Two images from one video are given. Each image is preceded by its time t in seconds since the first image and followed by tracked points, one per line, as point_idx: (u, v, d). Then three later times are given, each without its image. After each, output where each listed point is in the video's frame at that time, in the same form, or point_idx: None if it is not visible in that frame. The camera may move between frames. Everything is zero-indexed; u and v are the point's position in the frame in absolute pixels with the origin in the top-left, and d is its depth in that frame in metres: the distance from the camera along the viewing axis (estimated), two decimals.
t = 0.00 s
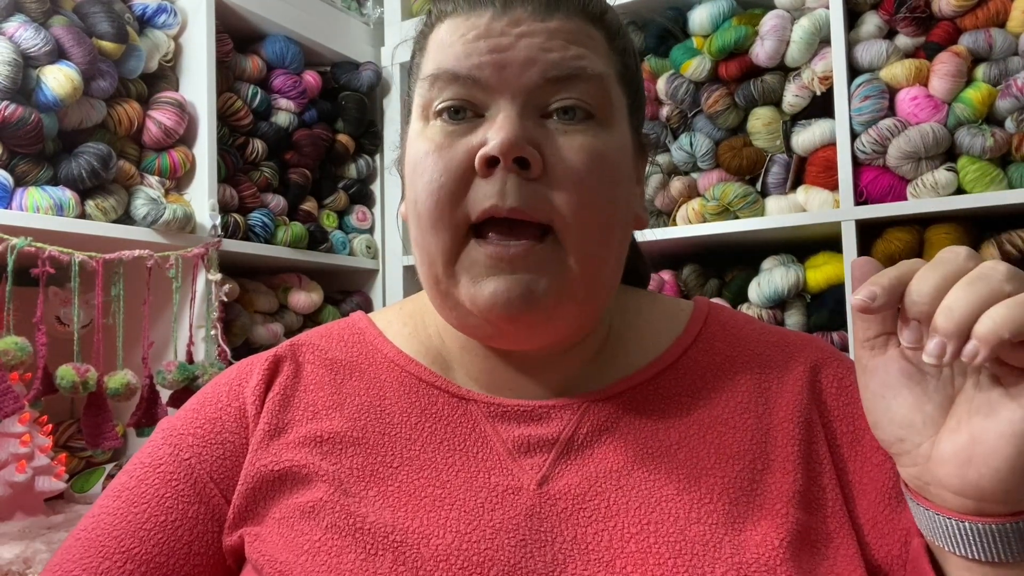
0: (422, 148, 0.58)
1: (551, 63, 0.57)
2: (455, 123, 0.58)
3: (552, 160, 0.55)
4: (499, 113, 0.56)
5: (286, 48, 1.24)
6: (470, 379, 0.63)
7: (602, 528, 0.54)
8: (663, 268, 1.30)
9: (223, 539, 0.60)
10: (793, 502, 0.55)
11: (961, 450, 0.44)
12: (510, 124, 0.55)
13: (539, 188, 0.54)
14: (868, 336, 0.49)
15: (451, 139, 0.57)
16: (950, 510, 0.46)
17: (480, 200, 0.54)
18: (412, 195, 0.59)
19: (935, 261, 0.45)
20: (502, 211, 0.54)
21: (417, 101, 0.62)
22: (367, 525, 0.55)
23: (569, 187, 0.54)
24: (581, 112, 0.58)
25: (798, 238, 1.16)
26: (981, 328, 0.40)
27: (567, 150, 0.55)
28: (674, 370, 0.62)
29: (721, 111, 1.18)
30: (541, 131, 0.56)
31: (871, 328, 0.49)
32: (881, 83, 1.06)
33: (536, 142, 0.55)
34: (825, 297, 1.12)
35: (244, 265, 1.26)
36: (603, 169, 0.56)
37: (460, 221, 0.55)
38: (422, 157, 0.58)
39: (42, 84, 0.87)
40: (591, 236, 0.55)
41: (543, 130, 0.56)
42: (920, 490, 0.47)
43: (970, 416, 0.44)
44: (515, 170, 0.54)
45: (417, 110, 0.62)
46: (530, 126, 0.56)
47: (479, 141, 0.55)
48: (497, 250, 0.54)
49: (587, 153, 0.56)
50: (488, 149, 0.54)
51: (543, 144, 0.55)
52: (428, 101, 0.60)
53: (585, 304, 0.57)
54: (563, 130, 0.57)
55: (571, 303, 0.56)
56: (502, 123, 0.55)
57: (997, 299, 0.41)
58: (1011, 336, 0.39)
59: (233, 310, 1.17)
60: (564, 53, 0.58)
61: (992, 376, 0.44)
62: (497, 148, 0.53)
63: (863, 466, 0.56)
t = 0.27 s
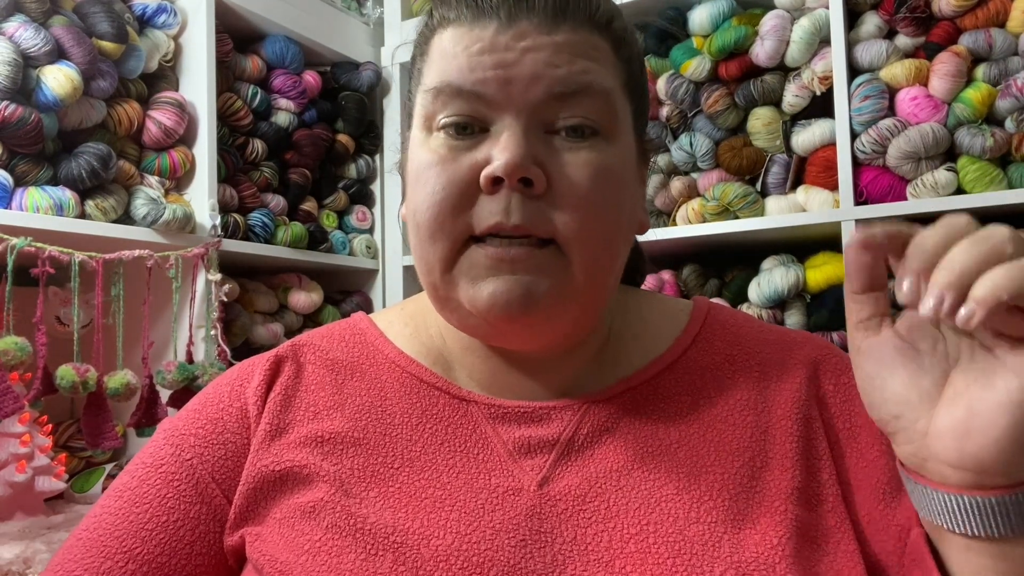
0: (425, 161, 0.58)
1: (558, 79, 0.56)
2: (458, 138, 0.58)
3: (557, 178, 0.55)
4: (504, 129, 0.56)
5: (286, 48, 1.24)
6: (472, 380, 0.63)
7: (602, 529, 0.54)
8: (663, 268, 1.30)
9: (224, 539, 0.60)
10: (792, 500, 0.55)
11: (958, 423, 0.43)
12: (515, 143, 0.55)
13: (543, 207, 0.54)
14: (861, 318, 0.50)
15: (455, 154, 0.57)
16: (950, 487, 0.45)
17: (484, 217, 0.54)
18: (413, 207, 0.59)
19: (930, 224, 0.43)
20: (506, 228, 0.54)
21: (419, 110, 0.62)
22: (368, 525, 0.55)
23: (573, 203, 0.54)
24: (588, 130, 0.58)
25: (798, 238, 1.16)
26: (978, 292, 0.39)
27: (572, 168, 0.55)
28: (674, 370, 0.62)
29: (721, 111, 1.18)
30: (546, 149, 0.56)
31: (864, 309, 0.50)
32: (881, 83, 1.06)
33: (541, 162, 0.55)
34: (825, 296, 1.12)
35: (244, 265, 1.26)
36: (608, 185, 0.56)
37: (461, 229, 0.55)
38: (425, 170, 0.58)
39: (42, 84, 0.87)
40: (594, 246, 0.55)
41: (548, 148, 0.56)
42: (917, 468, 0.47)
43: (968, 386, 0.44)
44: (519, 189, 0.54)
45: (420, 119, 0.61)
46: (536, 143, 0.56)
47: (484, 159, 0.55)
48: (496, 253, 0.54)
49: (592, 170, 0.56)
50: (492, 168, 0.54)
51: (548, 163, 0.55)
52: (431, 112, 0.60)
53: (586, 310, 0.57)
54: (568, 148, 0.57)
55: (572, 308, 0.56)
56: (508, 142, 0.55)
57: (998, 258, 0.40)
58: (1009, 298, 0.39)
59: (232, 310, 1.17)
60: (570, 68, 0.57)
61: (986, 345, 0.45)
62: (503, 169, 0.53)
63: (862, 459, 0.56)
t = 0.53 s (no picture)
0: (442, 174, 0.58)
1: (578, 98, 0.56)
2: (474, 152, 0.58)
3: (576, 198, 0.55)
4: (522, 147, 0.56)
5: (286, 48, 1.24)
6: (475, 381, 0.63)
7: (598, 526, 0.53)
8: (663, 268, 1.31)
9: (227, 538, 0.60)
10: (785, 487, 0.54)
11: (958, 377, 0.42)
12: (535, 163, 0.55)
13: (562, 230, 0.54)
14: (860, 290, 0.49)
15: (472, 170, 0.57)
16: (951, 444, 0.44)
17: (503, 238, 0.55)
18: (430, 219, 0.59)
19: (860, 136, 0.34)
20: (524, 249, 0.55)
21: (431, 120, 0.62)
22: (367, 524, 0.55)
23: (591, 223, 0.55)
24: (607, 144, 0.58)
25: (798, 238, 1.16)
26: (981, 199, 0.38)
27: (591, 186, 0.55)
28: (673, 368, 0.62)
29: (721, 111, 1.18)
30: (567, 167, 0.56)
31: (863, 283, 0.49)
32: (881, 83, 1.06)
33: (561, 182, 0.55)
34: (825, 296, 1.12)
35: (244, 265, 1.26)
36: (625, 204, 0.56)
37: (481, 253, 0.56)
38: (441, 184, 0.58)
39: (42, 84, 0.87)
40: (610, 269, 0.56)
41: (568, 166, 0.56)
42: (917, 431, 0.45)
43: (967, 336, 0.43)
44: (539, 212, 0.54)
45: (433, 129, 0.61)
46: (555, 162, 0.55)
47: (503, 177, 0.55)
48: (514, 280, 0.55)
49: (611, 188, 0.56)
50: (512, 191, 0.54)
51: (567, 181, 0.55)
52: (446, 123, 0.59)
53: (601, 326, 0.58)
54: (588, 165, 0.56)
55: (586, 327, 0.57)
56: (528, 162, 0.55)
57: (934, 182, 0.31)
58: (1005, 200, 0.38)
59: (232, 310, 1.17)
60: (591, 86, 0.56)
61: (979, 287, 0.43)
62: (523, 192, 0.53)
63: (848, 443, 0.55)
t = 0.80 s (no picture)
0: (424, 154, 0.58)
1: (555, 70, 0.57)
2: (455, 129, 0.58)
3: (556, 169, 0.55)
4: (502, 120, 0.56)
5: (286, 48, 1.24)
6: (467, 382, 0.63)
7: (595, 533, 0.54)
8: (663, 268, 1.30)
9: (216, 542, 0.60)
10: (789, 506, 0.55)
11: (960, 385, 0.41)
12: (513, 134, 0.55)
13: (541, 199, 0.54)
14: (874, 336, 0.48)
15: (454, 145, 0.57)
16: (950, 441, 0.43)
17: (483, 209, 0.54)
18: (412, 202, 0.59)
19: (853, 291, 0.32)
20: (504, 218, 0.54)
21: (416, 105, 0.62)
22: (359, 528, 0.55)
23: (570, 195, 0.54)
24: (585, 118, 0.58)
25: (798, 238, 1.16)
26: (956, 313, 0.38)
27: (571, 159, 0.56)
28: (671, 375, 0.62)
29: (721, 111, 1.18)
30: (545, 140, 0.56)
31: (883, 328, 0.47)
32: (881, 83, 1.06)
33: (540, 153, 0.55)
34: (825, 296, 1.12)
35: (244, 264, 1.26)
36: (606, 179, 0.57)
37: (462, 226, 0.55)
38: (424, 164, 0.58)
39: (42, 84, 0.87)
40: (591, 241, 0.55)
41: (546, 140, 0.56)
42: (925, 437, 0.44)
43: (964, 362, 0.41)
44: (518, 181, 0.54)
45: (417, 114, 0.62)
46: (533, 135, 0.56)
47: (482, 149, 0.55)
48: (496, 249, 0.54)
49: (591, 162, 0.56)
50: (490, 160, 0.54)
51: (546, 153, 0.55)
52: (428, 106, 0.60)
53: (584, 306, 0.57)
54: (567, 139, 0.57)
55: (567, 309, 0.56)
56: (507, 132, 0.55)
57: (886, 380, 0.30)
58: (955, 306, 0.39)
59: (232, 310, 1.17)
60: (568, 61, 0.57)
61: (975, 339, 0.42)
62: (502, 160, 0.53)
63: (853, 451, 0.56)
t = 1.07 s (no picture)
0: (427, 136, 0.58)
1: (555, 51, 0.58)
2: (458, 111, 0.58)
3: (556, 143, 0.55)
4: (504, 99, 0.57)
5: (286, 48, 1.24)
6: (472, 381, 0.63)
7: (601, 536, 0.53)
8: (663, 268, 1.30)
9: (222, 544, 0.60)
10: (794, 507, 0.55)
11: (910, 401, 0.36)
12: (514, 110, 0.55)
13: (543, 171, 0.54)
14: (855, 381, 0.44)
15: (456, 125, 0.57)
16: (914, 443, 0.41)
17: (484, 182, 0.54)
18: (414, 183, 0.58)
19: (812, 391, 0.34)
20: (506, 191, 0.53)
21: (421, 93, 0.63)
22: (365, 530, 0.55)
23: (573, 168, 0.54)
24: (586, 101, 0.59)
25: (798, 238, 1.16)
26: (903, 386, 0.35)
27: (572, 136, 0.56)
28: (675, 375, 0.62)
29: (721, 111, 1.18)
30: (546, 117, 0.56)
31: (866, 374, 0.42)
32: (881, 83, 1.06)
33: (541, 129, 0.55)
34: (825, 296, 1.12)
35: (244, 265, 1.26)
36: (607, 158, 0.56)
37: (463, 202, 0.54)
38: (426, 145, 0.58)
39: (42, 84, 0.87)
40: (595, 214, 0.54)
41: (547, 117, 0.56)
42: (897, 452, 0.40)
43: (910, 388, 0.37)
44: (519, 153, 0.54)
45: (422, 101, 0.62)
46: (535, 112, 0.56)
47: (484, 127, 0.55)
48: (498, 222, 0.53)
49: (592, 138, 0.56)
50: (492, 133, 0.54)
51: (548, 130, 0.55)
52: (433, 92, 0.61)
53: (588, 285, 0.56)
54: (568, 118, 0.57)
55: (571, 288, 0.55)
56: (508, 108, 0.55)
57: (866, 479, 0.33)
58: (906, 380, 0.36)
59: (232, 310, 1.17)
60: (569, 41, 0.58)
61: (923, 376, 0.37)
62: (503, 131, 0.53)
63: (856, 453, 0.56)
